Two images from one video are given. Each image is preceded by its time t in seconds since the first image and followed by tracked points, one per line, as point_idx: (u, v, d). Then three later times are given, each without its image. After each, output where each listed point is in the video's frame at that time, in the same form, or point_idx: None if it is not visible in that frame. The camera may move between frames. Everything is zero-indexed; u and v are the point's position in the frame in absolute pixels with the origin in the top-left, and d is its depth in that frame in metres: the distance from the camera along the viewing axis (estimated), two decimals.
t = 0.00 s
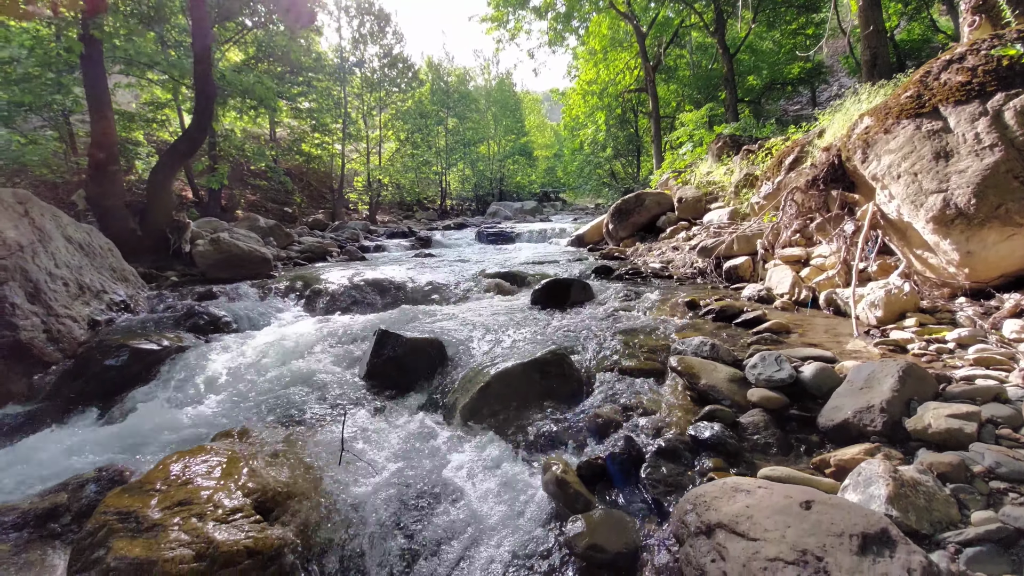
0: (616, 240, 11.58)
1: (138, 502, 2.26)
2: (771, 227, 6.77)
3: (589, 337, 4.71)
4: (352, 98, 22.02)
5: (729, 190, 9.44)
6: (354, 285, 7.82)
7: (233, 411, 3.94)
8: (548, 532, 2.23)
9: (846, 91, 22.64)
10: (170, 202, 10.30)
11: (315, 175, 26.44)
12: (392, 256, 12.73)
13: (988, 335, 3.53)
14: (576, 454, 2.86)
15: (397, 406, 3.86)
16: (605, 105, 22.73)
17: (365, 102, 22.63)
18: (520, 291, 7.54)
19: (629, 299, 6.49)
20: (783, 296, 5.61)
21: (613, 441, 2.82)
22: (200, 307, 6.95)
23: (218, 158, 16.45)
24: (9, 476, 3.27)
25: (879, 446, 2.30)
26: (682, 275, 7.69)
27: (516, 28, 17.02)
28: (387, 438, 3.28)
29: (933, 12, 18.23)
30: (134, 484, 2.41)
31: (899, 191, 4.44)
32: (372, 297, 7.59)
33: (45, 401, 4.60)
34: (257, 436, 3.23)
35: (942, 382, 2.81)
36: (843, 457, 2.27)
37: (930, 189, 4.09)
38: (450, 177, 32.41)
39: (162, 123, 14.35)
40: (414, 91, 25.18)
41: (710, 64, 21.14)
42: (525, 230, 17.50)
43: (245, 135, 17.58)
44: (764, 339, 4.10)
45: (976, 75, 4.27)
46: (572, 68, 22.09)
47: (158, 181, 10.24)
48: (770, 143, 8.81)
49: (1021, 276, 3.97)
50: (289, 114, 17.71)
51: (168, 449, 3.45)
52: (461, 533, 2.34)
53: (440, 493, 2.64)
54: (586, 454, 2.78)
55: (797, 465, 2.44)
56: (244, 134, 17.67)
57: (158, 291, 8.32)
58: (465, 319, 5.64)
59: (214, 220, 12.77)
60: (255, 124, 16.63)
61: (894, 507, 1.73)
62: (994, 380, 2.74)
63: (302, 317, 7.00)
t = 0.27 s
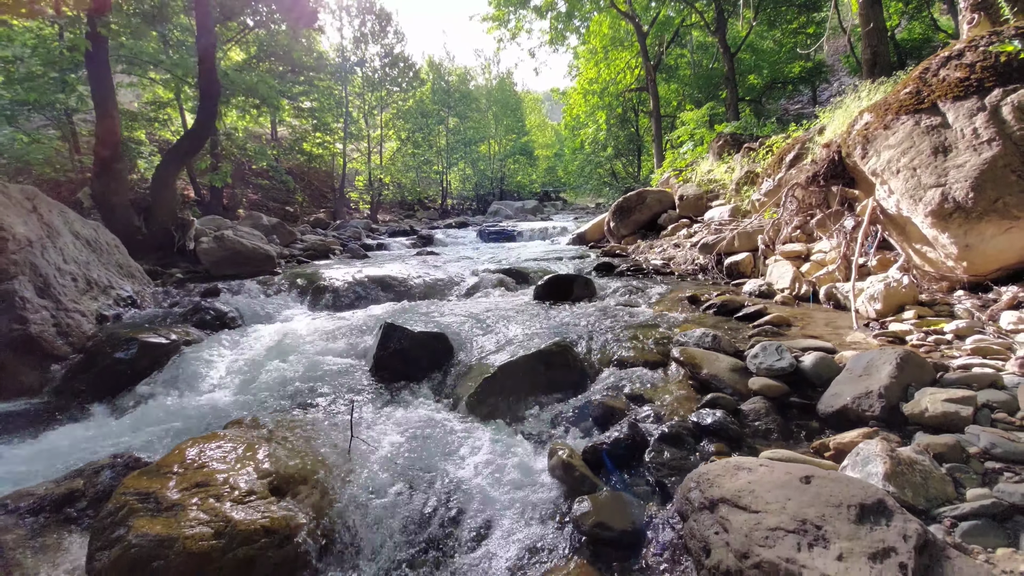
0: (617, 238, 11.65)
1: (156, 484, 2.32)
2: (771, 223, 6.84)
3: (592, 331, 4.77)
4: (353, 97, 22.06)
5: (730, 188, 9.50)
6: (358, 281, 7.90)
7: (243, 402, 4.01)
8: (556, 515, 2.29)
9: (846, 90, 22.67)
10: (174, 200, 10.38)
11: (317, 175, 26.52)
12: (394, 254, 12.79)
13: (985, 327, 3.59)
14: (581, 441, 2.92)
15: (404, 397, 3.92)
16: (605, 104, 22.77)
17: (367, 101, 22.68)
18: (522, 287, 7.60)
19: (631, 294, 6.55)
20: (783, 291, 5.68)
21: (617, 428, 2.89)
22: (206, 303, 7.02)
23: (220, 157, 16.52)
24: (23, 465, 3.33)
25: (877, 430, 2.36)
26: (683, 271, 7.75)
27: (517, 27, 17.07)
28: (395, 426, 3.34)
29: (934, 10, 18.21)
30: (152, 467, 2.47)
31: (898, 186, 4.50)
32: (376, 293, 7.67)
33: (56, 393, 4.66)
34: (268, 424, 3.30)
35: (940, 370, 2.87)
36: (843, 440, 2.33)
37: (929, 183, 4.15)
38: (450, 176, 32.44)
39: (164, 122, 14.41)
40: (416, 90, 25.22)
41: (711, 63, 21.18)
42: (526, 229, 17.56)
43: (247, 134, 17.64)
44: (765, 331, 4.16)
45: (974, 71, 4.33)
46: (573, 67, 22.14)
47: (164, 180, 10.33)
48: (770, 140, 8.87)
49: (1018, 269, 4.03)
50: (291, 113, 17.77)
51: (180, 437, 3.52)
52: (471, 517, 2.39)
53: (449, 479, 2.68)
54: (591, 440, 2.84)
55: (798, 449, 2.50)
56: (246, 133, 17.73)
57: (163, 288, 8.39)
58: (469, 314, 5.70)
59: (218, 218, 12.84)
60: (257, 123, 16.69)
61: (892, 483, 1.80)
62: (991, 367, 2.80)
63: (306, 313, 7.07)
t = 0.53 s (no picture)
0: (618, 237, 11.72)
1: (177, 471, 2.40)
2: (771, 221, 6.92)
3: (595, 327, 4.85)
4: (354, 97, 22.11)
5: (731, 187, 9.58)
6: (362, 279, 7.97)
7: (252, 396, 4.08)
8: (564, 502, 2.36)
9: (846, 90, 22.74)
10: (179, 199, 10.44)
11: (318, 175, 26.57)
12: (396, 253, 12.85)
13: (982, 321, 3.66)
14: (587, 431, 3.00)
15: (411, 390, 3.99)
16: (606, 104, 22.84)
17: (367, 101, 22.72)
18: (525, 284, 7.68)
19: (633, 292, 6.63)
20: (784, 288, 5.75)
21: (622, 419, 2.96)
22: (212, 300, 7.09)
23: (222, 157, 16.57)
24: (39, 457, 3.40)
25: (875, 418, 2.44)
26: (684, 269, 7.83)
27: (518, 28, 17.15)
28: (403, 418, 3.42)
29: (933, 11, 18.26)
30: (171, 456, 2.55)
31: (896, 184, 4.58)
32: (380, 291, 7.75)
33: (67, 388, 4.72)
34: (280, 416, 3.37)
35: (937, 362, 2.95)
36: (842, 428, 2.41)
37: (927, 181, 4.23)
38: (451, 176, 32.48)
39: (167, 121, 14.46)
40: (416, 89, 25.26)
41: (711, 64, 21.25)
42: (527, 228, 17.63)
43: (249, 133, 17.70)
44: (765, 327, 4.24)
45: (971, 71, 4.41)
46: (574, 67, 22.20)
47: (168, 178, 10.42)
48: (770, 140, 8.95)
49: (1014, 266, 4.11)
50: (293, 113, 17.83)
51: (192, 430, 3.59)
52: (481, 504, 2.46)
53: (458, 469, 2.75)
54: (597, 430, 2.92)
55: (798, 438, 2.57)
56: (248, 133, 17.79)
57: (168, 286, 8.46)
58: (473, 311, 5.77)
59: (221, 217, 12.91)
60: (259, 123, 16.75)
61: (889, 467, 1.87)
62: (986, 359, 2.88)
63: (312, 310, 7.14)
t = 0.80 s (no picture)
0: (620, 237, 11.77)
1: (194, 463, 2.43)
2: (772, 221, 6.98)
3: (599, 325, 4.90)
4: (355, 97, 22.13)
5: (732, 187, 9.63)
6: (366, 278, 8.03)
7: (262, 393, 4.13)
8: (574, 494, 2.42)
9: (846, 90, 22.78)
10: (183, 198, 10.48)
11: (318, 174, 26.59)
12: (398, 252, 12.89)
13: (980, 318, 3.73)
14: (593, 426, 3.06)
15: (419, 388, 4.05)
16: (605, 104, 22.87)
17: (367, 101, 22.74)
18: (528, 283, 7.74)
19: (635, 291, 6.69)
20: (785, 286, 5.82)
21: (628, 413, 3.02)
22: (218, 298, 7.14)
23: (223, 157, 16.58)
24: (54, 451, 3.45)
25: (877, 412, 2.50)
26: (686, 268, 7.88)
27: (518, 28, 17.18)
28: (413, 414, 3.47)
29: (932, 11, 18.29)
30: (188, 449, 2.59)
31: (896, 183, 4.64)
32: (384, 290, 7.82)
33: (76, 386, 4.75)
34: (291, 412, 3.42)
35: (938, 357, 3.00)
36: (844, 421, 2.47)
37: (926, 181, 4.29)
38: (450, 176, 32.48)
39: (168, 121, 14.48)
40: (417, 89, 25.27)
41: (711, 64, 21.29)
42: (528, 227, 17.67)
43: (250, 133, 17.71)
44: (768, 324, 4.30)
45: (971, 72, 4.47)
46: (574, 67, 22.22)
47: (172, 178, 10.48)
48: (771, 140, 9.00)
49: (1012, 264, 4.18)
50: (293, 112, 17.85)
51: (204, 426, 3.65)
52: (491, 497, 2.51)
53: (468, 463, 2.80)
54: (603, 424, 2.98)
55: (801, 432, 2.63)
56: (249, 133, 17.80)
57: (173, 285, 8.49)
58: (477, 310, 5.82)
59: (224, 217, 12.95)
60: (260, 123, 16.78)
61: (890, 457, 1.93)
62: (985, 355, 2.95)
63: (317, 309, 7.20)
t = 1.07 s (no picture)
0: (621, 235, 11.79)
1: (203, 456, 2.45)
2: (773, 219, 7.01)
3: (602, 322, 4.93)
4: (355, 96, 22.14)
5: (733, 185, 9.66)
6: (368, 276, 8.07)
7: (268, 389, 4.16)
8: (579, 487, 2.45)
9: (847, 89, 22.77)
10: (185, 197, 10.51)
11: (319, 174, 26.61)
12: (399, 251, 12.91)
13: (981, 315, 3.76)
14: (597, 420, 3.09)
15: (424, 384, 4.08)
16: (606, 104, 22.85)
17: (368, 100, 22.73)
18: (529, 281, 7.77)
19: (637, 288, 6.72)
20: (786, 284, 5.85)
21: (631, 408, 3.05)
22: (221, 297, 7.17)
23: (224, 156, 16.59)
24: (63, 446, 3.49)
25: (878, 406, 2.53)
26: (687, 267, 7.91)
27: (518, 27, 17.20)
28: (418, 409, 3.50)
29: (933, 10, 18.33)
30: (197, 443, 2.61)
31: (897, 181, 4.67)
32: (386, 288, 7.85)
33: (81, 382, 4.78)
34: (298, 407, 3.45)
35: (938, 353, 3.03)
36: (846, 415, 2.50)
37: (927, 178, 4.32)
38: (451, 175, 32.48)
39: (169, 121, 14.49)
40: (417, 89, 25.28)
41: (711, 63, 21.31)
42: (528, 227, 17.69)
43: (251, 133, 17.73)
44: (770, 321, 4.33)
45: (971, 71, 4.50)
46: (574, 67, 22.22)
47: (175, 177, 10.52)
48: (772, 138, 9.03)
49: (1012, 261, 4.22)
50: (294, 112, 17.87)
51: (211, 421, 3.68)
52: (498, 493, 2.51)
53: (474, 458, 2.80)
54: (607, 418, 3.01)
55: (803, 425, 2.66)
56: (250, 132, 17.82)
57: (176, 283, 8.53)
58: (480, 307, 5.84)
59: (225, 216, 12.97)
60: (261, 123, 16.81)
61: (892, 448, 1.96)
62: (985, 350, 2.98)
63: (319, 307, 7.23)
